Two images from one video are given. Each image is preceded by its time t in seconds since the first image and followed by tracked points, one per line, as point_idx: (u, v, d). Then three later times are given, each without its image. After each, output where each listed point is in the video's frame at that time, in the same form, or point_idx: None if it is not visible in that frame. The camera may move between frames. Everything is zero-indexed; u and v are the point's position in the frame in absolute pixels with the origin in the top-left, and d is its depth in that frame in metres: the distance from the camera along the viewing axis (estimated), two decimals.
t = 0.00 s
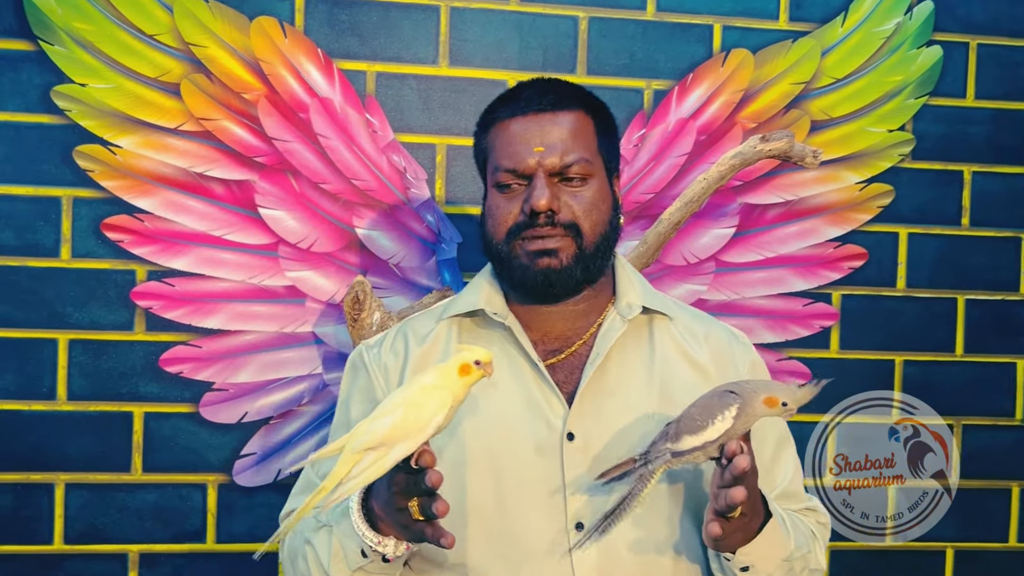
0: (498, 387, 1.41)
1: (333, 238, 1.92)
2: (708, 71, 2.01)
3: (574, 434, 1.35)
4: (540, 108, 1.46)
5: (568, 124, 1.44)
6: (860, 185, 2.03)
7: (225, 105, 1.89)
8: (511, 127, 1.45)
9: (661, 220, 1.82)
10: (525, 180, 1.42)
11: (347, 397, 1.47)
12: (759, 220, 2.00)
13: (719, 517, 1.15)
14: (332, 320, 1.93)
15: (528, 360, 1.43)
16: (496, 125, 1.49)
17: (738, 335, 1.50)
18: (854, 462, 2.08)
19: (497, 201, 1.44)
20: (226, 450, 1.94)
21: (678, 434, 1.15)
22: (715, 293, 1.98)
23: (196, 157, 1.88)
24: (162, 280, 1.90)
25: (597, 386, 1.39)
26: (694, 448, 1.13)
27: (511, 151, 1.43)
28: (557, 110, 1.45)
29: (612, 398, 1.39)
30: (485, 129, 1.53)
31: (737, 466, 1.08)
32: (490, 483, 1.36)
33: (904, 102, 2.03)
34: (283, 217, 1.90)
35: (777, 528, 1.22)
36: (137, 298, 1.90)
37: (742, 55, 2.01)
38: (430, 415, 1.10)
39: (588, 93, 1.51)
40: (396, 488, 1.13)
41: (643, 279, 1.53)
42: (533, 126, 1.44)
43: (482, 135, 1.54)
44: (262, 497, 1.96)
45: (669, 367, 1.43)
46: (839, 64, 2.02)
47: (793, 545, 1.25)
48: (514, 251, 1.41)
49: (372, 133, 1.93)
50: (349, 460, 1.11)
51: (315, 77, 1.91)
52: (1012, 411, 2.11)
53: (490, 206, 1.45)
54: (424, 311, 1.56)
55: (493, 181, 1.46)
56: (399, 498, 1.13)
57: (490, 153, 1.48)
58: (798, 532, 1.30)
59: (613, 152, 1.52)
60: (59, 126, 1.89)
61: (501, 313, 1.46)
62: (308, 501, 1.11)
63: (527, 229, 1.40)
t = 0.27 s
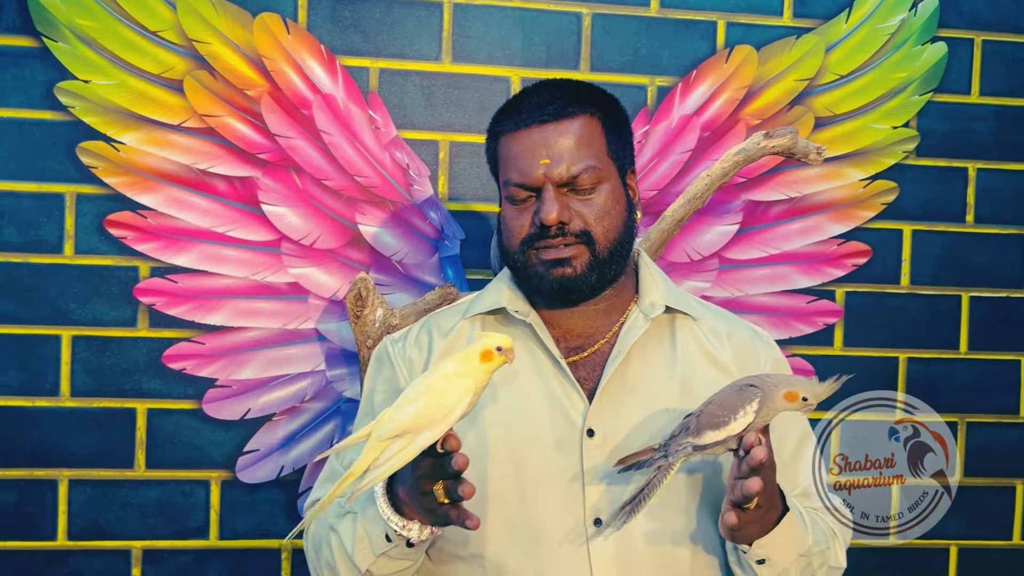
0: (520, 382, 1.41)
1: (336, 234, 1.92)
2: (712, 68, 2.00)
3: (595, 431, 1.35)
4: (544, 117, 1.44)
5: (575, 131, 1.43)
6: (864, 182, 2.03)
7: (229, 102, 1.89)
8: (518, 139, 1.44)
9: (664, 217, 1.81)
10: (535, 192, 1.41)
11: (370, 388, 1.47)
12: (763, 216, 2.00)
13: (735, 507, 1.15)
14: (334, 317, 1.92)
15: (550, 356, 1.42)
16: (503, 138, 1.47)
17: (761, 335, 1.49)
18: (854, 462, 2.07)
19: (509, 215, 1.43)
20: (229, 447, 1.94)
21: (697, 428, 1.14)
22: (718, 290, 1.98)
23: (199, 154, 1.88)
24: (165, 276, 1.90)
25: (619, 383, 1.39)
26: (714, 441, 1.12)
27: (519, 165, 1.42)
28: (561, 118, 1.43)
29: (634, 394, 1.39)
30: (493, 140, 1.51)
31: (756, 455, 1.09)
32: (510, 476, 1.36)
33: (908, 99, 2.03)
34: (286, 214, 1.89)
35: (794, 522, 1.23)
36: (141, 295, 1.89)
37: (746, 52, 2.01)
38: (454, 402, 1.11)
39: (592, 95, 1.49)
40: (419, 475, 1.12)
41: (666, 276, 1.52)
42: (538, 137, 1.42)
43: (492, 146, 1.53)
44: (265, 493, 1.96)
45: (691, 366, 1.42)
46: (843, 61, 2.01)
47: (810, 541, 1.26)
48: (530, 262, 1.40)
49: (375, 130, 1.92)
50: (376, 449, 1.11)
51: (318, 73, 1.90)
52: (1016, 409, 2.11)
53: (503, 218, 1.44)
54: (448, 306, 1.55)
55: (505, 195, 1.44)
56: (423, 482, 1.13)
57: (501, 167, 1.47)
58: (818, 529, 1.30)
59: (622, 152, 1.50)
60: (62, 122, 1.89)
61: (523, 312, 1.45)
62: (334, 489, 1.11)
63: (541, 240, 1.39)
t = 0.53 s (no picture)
0: (508, 375, 1.42)
1: (337, 230, 1.91)
2: (715, 63, 1.99)
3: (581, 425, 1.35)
4: (527, 117, 1.41)
5: (559, 130, 1.39)
6: (868, 177, 2.02)
7: (229, 97, 1.88)
8: (502, 142, 1.41)
9: (667, 212, 1.80)
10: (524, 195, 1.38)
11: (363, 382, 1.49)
12: (766, 212, 1.99)
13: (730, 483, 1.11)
14: (336, 312, 1.92)
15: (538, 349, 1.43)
16: (486, 142, 1.44)
17: (757, 329, 1.47)
18: (854, 462, 2.07)
19: (498, 218, 1.41)
20: (231, 443, 1.94)
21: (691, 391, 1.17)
22: (722, 286, 1.97)
23: (201, 149, 1.87)
24: (166, 272, 1.90)
25: (607, 376, 1.39)
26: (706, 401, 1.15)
27: (506, 167, 1.39)
28: (545, 118, 1.40)
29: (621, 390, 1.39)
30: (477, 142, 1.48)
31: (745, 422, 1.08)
32: (497, 468, 1.37)
33: (913, 94, 2.02)
34: (288, 209, 1.89)
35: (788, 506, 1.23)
36: (142, 290, 1.88)
37: (750, 46, 1.99)
38: (455, 357, 1.18)
39: (572, 89, 1.46)
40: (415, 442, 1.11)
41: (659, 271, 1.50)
42: (522, 138, 1.39)
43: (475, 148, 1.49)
44: (267, 490, 1.95)
45: (681, 360, 1.41)
46: (848, 56, 2.00)
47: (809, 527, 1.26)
48: (524, 264, 1.38)
49: (377, 125, 1.91)
50: (376, 398, 1.20)
51: (320, 68, 1.89)
52: (1021, 406, 2.10)
53: (493, 222, 1.42)
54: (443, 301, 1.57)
55: (494, 199, 1.41)
56: (420, 451, 1.11)
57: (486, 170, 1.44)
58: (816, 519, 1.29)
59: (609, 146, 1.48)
60: (63, 117, 1.89)
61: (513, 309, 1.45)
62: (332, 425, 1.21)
63: (534, 242, 1.37)
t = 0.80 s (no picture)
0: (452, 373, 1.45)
1: (341, 226, 1.91)
2: (721, 58, 1.98)
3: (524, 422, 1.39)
4: (473, 107, 1.45)
5: (505, 120, 1.44)
6: (875, 174, 2.00)
7: (233, 92, 1.88)
8: (448, 131, 1.45)
9: (672, 209, 1.80)
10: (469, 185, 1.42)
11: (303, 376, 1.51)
12: (773, 208, 1.98)
13: (677, 495, 1.17)
14: (341, 309, 1.91)
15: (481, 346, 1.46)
16: (432, 132, 1.48)
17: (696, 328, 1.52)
18: (854, 462, 2.06)
19: (445, 209, 1.45)
20: (234, 439, 1.93)
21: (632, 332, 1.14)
22: (727, 282, 1.96)
23: (205, 145, 1.87)
24: (170, 267, 1.89)
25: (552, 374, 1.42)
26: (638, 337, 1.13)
27: (451, 157, 1.43)
28: (491, 107, 1.44)
29: (566, 381, 1.42)
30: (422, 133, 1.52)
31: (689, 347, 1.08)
32: (438, 464, 1.40)
33: (920, 90, 2.00)
34: (292, 206, 1.89)
35: (732, 514, 1.25)
36: (146, 287, 1.88)
37: (756, 42, 1.98)
38: (400, 384, 1.11)
39: (518, 79, 1.49)
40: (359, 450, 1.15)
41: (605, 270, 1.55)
42: (467, 128, 1.43)
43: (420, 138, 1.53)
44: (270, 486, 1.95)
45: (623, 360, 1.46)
46: (854, 51, 1.99)
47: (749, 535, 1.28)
48: (471, 254, 1.42)
49: (381, 121, 1.91)
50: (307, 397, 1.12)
51: (324, 63, 1.89)
52: None
53: (439, 213, 1.46)
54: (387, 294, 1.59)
55: (439, 189, 1.46)
56: (365, 464, 1.14)
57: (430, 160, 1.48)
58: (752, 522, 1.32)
59: (556, 134, 1.52)
60: (67, 113, 1.88)
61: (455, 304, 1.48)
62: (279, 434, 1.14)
63: (481, 231, 1.41)
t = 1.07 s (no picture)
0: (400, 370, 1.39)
1: (343, 221, 1.89)
2: (726, 51, 1.96)
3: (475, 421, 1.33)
4: (431, 94, 1.39)
5: (465, 111, 1.38)
6: (881, 168, 1.99)
7: (235, 87, 1.87)
8: (404, 120, 1.38)
9: (677, 203, 1.77)
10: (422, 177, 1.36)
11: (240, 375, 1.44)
12: (777, 203, 1.97)
13: (620, 487, 1.13)
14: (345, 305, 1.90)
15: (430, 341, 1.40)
16: (385, 119, 1.42)
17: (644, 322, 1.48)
18: (854, 462, 2.04)
19: (396, 199, 1.38)
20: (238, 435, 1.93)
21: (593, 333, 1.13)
22: (731, 278, 1.95)
23: (207, 139, 1.86)
24: (173, 263, 1.89)
25: (502, 370, 1.37)
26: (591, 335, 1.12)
27: (407, 145, 1.36)
28: (450, 97, 1.38)
29: (516, 378, 1.37)
30: (376, 119, 1.45)
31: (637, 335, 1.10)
32: (385, 466, 1.34)
33: (927, 83, 1.99)
34: (294, 200, 1.87)
35: (675, 510, 1.20)
36: (148, 281, 1.87)
37: (761, 35, 1.96)
38: (336, 390, 1.08)
39: (476, 70, 1.44)
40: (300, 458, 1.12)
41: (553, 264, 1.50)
42: (424, 117, 1.37)
43: (373, 124, 1.46)
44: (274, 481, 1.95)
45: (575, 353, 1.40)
46: (861, 45, 1.97)
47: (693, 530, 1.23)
48: (421, 248, 1.36)
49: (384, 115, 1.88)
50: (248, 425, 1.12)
51: (326, 58, 1.88)
52: None
53: (391, 204, 1.39)
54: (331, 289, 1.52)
55: (390, 179, 1.39)
56: (308, 470, 1.11)
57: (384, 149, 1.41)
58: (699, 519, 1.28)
59: (512, 129, 1.46)
60: (68, 108, 1.88)
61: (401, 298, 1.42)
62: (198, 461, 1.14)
63: (432, 224, 1.35)
